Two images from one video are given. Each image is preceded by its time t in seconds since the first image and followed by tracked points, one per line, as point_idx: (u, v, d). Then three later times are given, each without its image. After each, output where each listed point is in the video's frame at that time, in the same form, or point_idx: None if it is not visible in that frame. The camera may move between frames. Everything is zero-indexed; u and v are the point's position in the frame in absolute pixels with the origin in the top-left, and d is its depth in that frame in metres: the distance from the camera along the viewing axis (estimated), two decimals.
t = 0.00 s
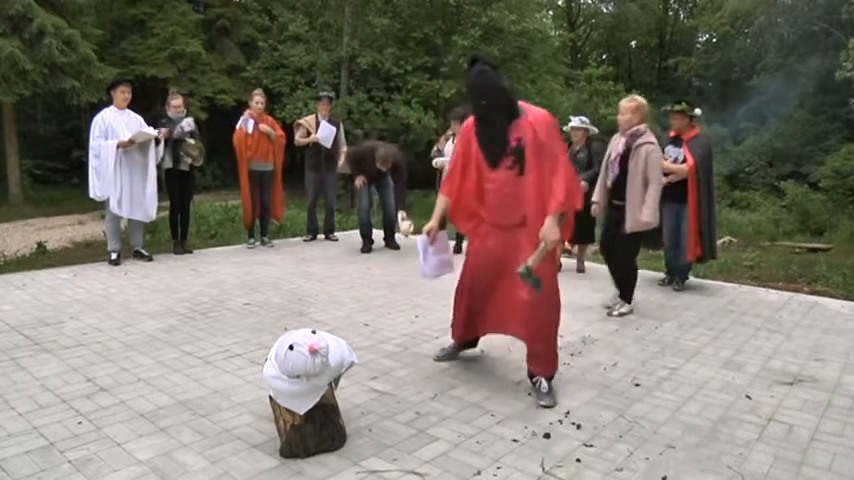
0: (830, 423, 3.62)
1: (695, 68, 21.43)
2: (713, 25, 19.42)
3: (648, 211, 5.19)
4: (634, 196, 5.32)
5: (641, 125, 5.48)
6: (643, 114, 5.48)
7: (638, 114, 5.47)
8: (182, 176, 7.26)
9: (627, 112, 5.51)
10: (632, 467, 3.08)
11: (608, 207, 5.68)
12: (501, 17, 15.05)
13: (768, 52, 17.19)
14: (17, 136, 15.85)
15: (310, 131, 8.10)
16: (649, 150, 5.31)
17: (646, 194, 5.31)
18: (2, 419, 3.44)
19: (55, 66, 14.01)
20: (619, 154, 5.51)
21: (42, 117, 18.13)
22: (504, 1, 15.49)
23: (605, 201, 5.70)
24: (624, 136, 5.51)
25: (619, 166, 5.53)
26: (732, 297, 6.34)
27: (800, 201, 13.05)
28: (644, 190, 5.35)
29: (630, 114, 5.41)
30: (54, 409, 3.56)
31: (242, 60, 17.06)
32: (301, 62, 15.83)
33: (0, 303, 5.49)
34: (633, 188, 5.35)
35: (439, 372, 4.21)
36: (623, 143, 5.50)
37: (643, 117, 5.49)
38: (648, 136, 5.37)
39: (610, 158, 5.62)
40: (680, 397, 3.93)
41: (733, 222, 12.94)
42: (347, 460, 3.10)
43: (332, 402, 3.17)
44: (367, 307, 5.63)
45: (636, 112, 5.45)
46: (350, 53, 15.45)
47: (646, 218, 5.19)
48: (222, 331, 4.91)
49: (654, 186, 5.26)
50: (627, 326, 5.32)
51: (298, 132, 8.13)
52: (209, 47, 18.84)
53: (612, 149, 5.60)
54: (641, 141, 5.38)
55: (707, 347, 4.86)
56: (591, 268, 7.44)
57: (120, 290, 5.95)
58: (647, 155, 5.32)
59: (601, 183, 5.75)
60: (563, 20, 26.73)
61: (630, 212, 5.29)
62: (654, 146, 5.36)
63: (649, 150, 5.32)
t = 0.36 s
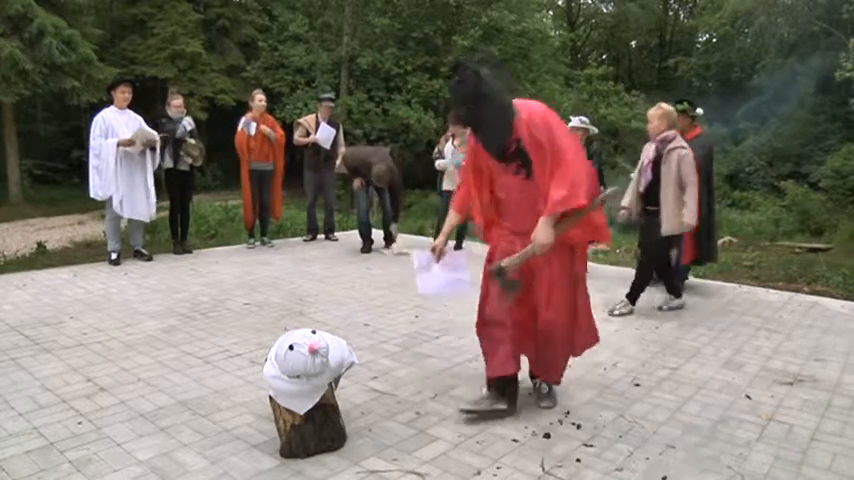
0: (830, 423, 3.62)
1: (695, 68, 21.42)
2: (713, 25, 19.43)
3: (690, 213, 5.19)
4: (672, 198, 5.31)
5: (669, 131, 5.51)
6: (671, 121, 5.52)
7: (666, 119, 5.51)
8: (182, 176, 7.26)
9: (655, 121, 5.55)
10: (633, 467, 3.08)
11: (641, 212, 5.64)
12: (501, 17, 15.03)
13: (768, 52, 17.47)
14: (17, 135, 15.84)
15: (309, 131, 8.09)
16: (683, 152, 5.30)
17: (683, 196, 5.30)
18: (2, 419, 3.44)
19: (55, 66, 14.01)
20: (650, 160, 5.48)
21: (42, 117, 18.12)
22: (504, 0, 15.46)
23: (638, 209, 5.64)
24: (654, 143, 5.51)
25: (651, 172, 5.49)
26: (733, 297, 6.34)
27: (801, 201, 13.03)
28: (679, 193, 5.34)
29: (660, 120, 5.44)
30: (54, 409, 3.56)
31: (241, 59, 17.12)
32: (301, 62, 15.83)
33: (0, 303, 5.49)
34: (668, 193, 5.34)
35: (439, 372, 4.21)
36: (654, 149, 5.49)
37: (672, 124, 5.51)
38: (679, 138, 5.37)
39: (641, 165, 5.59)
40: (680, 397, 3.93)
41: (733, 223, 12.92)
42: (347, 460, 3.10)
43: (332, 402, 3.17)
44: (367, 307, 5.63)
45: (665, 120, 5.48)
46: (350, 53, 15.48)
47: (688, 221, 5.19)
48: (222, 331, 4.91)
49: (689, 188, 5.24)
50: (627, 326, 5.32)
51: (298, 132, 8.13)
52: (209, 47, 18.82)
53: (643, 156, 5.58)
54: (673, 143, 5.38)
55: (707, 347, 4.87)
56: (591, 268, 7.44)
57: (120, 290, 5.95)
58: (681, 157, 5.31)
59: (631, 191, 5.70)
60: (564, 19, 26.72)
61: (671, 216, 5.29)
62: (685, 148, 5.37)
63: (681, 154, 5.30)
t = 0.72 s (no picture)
0: (830, 423, 3.62)
1: (695, 68, 21.44)
2: (714, 25, 19.46)
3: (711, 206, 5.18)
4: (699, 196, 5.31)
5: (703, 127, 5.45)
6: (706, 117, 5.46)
7: (699, 116, 5.40)
8: (181, 175, 7.24)
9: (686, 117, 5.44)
10: (633, 467, 3.07)
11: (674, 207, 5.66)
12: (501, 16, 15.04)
13: (769, 52, 17.46)
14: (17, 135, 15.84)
15: (307, 132, 8.08)
16: (713, 149, 5.23)
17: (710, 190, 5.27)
18: (2, 419, 3.44)
19: (55, 66, 13.99)
20: (682, 157, 5.47)
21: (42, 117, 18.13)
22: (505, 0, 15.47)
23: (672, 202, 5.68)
24: (686, 139, 5.46)
25: (684, 168, 5.50)
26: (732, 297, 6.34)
27: (800, 201, 13.04)
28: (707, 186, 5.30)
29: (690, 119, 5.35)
30: (54, 409, 3.56)
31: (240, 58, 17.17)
32: (301, 62, 15.82)
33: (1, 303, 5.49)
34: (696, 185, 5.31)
35: (439, 372, 4.21)
36: (686, 145, 5.45)
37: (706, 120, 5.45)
38: (710, 135, 5.30)
39: (673, 161, 5.58)
40: (680, 397, 3.93)
41: (733, 223, 12.92)
42: (347, 460, 3.10)
43: (332, 402, 3.17)
44: (367, 307, 5.63)
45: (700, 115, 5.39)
46: (350, 52, 15.49)
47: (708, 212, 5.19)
48: (222, 331, 4.91)
49: (717, 182, 5.21)
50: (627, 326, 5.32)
51: (295, 132, 8.11)
52: (209, 48, 18.82)
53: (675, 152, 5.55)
54: (704, 140, 5.31)
55: (707, 347, 4.87)
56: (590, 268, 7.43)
57: (120, 290, 5.95)
58: (712, 154, 5.25)
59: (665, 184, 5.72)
60: (564, 20, 26.76)
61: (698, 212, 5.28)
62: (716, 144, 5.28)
63: (713, 149, 5.25)
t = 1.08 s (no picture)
0: (830, 423, 3.62)
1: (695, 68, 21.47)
2: (713, 25, 19.49)
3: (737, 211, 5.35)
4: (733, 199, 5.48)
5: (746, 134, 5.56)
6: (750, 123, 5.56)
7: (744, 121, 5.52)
8: (180, 175, 7.23)
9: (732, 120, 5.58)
10: (633, 467, 3.07)
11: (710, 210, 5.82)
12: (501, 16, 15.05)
13: (768, 52, 17.47)
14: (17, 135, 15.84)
15: (304, 133, 8.11)
16: (752, 156, 5.38)
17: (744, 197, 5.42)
18: (2, 420, 3.44)
19: (55, 66, 13.99)
20: (723, 162, 5.64)
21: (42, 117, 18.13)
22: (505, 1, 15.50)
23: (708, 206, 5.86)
24: (729, 144, 5.61)
25: (723, 174, 5.68)
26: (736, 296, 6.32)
27: (800, 201, 13.07)
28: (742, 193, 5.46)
29: (734, 122, 5.49)
30: (55, 409, 3.56)
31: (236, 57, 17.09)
32: (301, 62, 15.81)
33: (1, 303, 5.49)
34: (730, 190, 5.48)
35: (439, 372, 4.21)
36: (728, 150, 5.60)
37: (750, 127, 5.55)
38: (752, 142, 5.43)
39: (715, 166, 5.76)
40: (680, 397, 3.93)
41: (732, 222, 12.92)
42: (347, 460, 3.10)
43: (332, 402, 3.17)
44: (367, 307, 5.63)
45: (741, 119, 5.48)
46: (350, 53, 15.47)
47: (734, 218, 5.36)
48: (222, 331, 4.91)
49: (749, 190, 5.35)
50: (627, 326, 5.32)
51: (292, 133, 8.13)
52: (210, 48, 18.83)
53: (717, 156, 5.72)
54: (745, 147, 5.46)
55: (707, 346, 4.87)
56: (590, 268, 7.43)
57: (120, 290, 5.95)
58: (750, 161, 5.40)
59: (704, 187, 5.91)
60: (563, 20, 26.77)
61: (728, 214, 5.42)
62: (758, 152, 5.41)
63: (752, 157, 5.38)
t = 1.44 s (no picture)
0: (830, 423, 3.62)
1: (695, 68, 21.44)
2: (714, 25, 19.47)
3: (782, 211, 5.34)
4: (763, 197, 5.45)
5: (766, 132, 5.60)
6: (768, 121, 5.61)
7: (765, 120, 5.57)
8: (179, 176, 7.23)
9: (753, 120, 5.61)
10: (633, 467, 3.07)
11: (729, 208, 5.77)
12: (501, 17, 15.04)
13: (769, 52, 17.44)
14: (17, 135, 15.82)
15: (307, 134, 8.11)
16: (778, 154, 5.41)
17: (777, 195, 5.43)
18: (2, 419, 3.44)
19: (55, 66, 13.94)
20: (746, 159, 5.60)
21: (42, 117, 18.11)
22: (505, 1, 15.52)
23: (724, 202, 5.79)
24: (751, 142, 5.61)
25: (746, 170, 5.61)
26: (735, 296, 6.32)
27: (800, 201, 13.09)
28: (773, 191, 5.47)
29: (758, 121, 5.52)
30: (55, 409, 3.56)
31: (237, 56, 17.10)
32: (301, 62, 15.79)
33: (1, 303, 5.49)
34: (763, 189, 5.46)
35: (439, 372, 4.21)
36: (750, 149, 5.59)
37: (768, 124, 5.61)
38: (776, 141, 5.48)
39: (736, 163, 5.69)
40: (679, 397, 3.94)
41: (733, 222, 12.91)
42: (347, 460, 3.10)
43: (332, 402, 3.17)
44: (366, 307, 5.63)
45: (764, 119, 5.55)
46: (350, 53, 15.42)
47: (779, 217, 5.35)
48: (223, 331, 4.91)
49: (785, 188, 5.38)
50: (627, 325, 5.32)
51: (296, 134, 8.14)
52: (209, 48, 18.80)
53: (739, 154, 5.68)
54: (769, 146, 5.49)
55: (708, 346, 4.87)
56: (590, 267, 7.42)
57: (120, 290, 5.95)
58: (776, 159, 5.44)
59: (720, 184, 5.82)
60: (563, 20, 26.76)
61: (763, 213, 5.43)
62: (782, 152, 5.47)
63: (778, 154, 5.43)
